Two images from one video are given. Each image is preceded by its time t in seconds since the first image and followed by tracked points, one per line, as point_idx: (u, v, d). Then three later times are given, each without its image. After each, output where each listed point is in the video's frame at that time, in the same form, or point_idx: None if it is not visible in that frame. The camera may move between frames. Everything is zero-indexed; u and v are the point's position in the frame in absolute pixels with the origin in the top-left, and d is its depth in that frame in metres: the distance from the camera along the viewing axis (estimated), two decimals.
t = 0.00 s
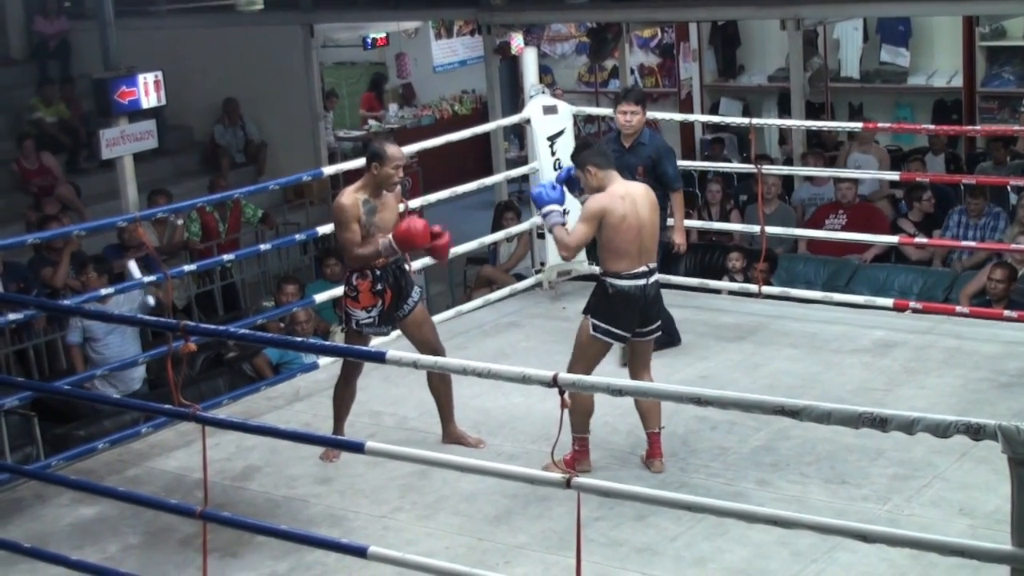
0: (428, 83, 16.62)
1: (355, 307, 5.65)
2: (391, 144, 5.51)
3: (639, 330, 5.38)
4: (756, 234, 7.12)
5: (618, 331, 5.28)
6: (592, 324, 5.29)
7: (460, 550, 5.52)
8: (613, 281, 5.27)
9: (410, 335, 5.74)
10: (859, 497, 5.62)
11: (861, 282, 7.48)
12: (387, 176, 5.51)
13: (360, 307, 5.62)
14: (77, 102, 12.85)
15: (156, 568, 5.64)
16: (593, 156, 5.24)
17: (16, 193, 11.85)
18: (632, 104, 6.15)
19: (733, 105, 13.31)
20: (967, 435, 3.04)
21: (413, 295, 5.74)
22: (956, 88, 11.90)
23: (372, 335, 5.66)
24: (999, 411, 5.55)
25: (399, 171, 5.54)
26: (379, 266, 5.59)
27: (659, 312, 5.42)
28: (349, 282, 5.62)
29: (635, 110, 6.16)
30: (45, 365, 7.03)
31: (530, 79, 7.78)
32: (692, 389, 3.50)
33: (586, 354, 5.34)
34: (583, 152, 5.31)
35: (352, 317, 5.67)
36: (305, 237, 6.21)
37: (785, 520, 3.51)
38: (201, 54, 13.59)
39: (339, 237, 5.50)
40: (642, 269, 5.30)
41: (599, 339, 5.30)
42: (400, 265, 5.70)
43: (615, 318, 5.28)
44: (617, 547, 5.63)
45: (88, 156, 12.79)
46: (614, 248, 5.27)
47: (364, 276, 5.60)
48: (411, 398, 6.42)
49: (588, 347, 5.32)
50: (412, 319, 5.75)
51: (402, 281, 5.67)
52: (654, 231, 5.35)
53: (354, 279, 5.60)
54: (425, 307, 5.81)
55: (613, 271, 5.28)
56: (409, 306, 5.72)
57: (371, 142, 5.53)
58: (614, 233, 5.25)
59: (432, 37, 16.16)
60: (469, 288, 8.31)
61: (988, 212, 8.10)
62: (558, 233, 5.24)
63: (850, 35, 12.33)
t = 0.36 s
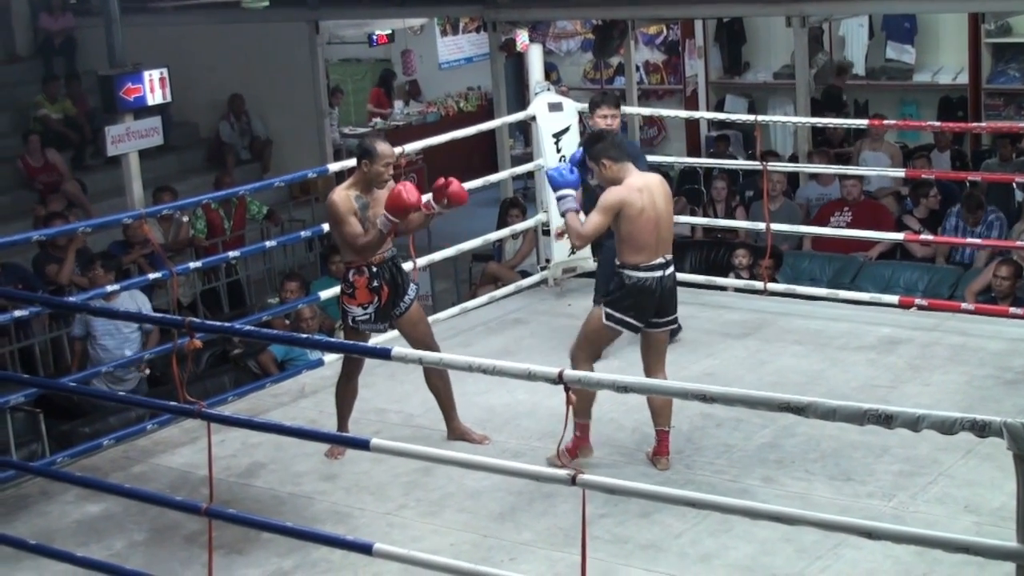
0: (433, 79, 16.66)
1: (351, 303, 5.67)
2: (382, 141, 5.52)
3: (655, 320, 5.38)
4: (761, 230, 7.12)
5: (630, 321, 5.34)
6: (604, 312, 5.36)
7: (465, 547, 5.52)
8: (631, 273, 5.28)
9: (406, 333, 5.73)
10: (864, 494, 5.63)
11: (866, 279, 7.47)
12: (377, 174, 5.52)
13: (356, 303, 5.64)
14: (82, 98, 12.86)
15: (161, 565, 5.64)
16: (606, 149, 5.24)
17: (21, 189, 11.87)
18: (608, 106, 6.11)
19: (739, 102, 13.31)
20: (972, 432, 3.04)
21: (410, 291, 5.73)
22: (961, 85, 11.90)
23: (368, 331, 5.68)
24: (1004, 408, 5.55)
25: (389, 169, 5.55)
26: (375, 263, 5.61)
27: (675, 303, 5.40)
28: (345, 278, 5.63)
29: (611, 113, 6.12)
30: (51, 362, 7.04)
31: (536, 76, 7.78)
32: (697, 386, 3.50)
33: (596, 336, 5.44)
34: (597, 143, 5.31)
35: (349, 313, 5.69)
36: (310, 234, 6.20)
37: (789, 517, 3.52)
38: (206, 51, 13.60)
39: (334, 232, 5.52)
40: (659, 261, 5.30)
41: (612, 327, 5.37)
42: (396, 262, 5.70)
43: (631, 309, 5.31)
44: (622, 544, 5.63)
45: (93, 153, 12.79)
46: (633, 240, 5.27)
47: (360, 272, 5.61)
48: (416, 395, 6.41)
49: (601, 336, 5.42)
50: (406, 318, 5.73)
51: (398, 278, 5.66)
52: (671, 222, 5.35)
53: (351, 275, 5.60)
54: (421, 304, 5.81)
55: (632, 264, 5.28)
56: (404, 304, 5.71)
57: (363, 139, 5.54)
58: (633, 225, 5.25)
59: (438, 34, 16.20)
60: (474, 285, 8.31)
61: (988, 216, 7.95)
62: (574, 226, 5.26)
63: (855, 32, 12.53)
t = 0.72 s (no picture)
0: (438, 77, 16.67)
1: (352, 303, 5.66)
2: (391, 138, 5.53)
3: (654, 317, 5.38)
4: (764, 227, 7.12)
5: (630, 319, 5.31)
6: (604, 311, 5.31)
7: (469, 544, 5.52)
8: (630, 271, 5.26)
9: (409, 331, 5.70)
10: (868, 491, 5.62)
11: (870, 276, 7.47)
12: (385, 170, 5.53)
13: (356, 302, 5.63)
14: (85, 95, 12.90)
15: (164, 562, 5.64)
16: (604, 145, 5.24)
17: (25, 186, 11.88)
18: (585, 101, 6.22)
19: (743, 99, 13.31)
20: (975, 430, 3.04)
21: (414, 291, 5.69)
22: (965, 82, 11.90)
23: (367, 332, 5.65)
24: (1008, 405, 5.54)
25: (398, 166, 5.55)
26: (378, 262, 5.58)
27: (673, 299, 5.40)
28: (347, 277, 5.62)
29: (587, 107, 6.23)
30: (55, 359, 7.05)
31: (540, 73, 7.79)
32: (701, 382, 3.51)
33: (597, 337, 5.39)
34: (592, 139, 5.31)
35: (349, 313, 5.67)
36: (313, 232, 6.19)
37: (793, 514, 3.51)
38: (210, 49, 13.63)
39: (329, 229, 5.58)
40: (656, 258, 5.29)
41: (610, 325, 5.33)
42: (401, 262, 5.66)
43: (628, 306, 5.29)
44: (626, 541, 5.63)
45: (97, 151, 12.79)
46: (629, 237, 5.26)
47: (361, 272, 5.59)
48: (420, 392, 6.41)
49: (599, 334, 5.37)
50: (413, 317, 5.70)
51: (402, 279, 5.62)
52: (667, 220, 5.33)
53: (351, 275, 5.60)
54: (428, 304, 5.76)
55: (628, 261, 5.27)
56: (409, 304, 5.67)
57: (372, 136, 5.55)
58: (629, 223, 5.24)
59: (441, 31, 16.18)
60: (478, 283, 8.30)
61: (987, 223, 7.80)
62: (574, 224, 5.26)
63: (859, 29, 12.50)
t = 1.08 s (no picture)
0: (442, 75, 16.69)
1: (358, 297, 5.67)
2: (387, 134, 5.53)
3: (645, 319, 5.36)
4: (768, 225, 7.11)
5: (621, 321, 5.30)
6: (594, 314, 5.30)
7: (472, 542, 5.52)
8: (618, 274, 5.26)
9: (416, 326, 5.71)
10: (871, 489, 5.62)
11: (873, 274, 7.47)
12: (382, 166, 5.53)
13: (362, 297, 5.63)
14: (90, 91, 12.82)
15: (167, 559, 5.64)
16: (577, 155, 5.21)
17: (30, 184, 11.88)
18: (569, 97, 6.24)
19: (747, 97, 13.31)
20: (979, 428, 3.04)
21: (418, 285, 5.71)
22: (969, 80, 11.90)
23: (373, 325, 5.66)
24: (1012, 403, 5.54)
25: (395, 161, 5.56)
26: (381, 256, 5.59)
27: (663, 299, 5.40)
28: (352, 273, 5.64)
29: (571, 103, 6.23)
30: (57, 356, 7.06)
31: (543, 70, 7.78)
32: (704, 380, 3.51)
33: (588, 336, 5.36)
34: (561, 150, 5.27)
35: (356, 307, 5.68)
36: (317, 230, 6.19)
37: (796, 512, 3.51)
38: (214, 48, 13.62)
39: (341, 227, 5.52)
40: (643, 259, 5.28)
41: (601, 327, 5.32)
42: (403, 257, 5.68)
43: (618, 309, 5.29)
44: (629, 539, 5.63)
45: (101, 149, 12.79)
46: (614, 242, 5.25)
47: (366, 266, 5.61)
48: (423, 390, 6.41)
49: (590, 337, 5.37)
50: (417, 311, 5.72)
51: (405, 273, 5.65)
52: (648, 220, 5.32)
53: (357, 269, 5.61)
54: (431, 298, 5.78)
55: (616, 265, 5.27)
56: (414, 298, 5.70)
57: (369, 131, 5.56)
58: (612, 229, 5.23)
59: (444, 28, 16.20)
60: (481, 280, 8.30)
61: (992, 221, 7.75)
62: (555, 237, 5.26)
63: (863, 27, 12.46)
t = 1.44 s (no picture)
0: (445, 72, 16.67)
1: (355, 299, 5.64)
2: (377, 132, 5.55)
3: (625, 330, 5.37)
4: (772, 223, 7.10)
5: (603, 334, 5.28)
6: (577, 327, 5.27)
7: (476, 540, 5.52)
8: (600, 286, 5.24)
9: (414, 324, 5.71)
10: (876, 488, 5.61)
11: (878, 272, 7.46)
12: (375, 166, 5.54)
13: (358, 298, 5.61)
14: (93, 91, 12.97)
15: (172, 557, 5.65)
16: (557, 171, 5.15)
17: (36, 182, 11.89)
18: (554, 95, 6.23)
19: (751, 95, 13.30)
20: (984, 427, 3.03)
21: (416, 284, 5.70)
22: (974, 78, 11.89)
23: (371, 326, 5.64)
24: (1018, 402, 5.53)
25: (388, 160, 5.56)
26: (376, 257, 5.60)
27: (645, 310, 5.41)
28: (349, 274, 5.62)
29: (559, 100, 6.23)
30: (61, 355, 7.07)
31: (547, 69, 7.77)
32: (709, 379, 3.50)
33: (571, 349, 5.33)
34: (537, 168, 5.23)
35: (352, 310, 5.65)
36: (321, 228, 6.20)
37: (800, 511, 3.50)
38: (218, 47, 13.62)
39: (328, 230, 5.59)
40: (625, 272, 5.28)
41: (584, 341, 5.29)
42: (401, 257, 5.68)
43: (600, 323, 5.27)
44: (634, 537, 5.62)
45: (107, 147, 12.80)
46: (598, 257, 5.22)
47: (361, 267, 5.60)
48: (428, 389, 6.41)
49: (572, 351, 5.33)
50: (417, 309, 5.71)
51: (402, 274, 5.65)
52: (630, 232, 5.31)
53: (352, 270, 5.60)
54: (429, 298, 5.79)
55: (602, 279, 5.25)
56: (411, 297, 5.69)
57: (360, 130, 5.57)
58: (595, 245, 5.21)
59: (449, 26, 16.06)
60: (485, 279, 8.30)
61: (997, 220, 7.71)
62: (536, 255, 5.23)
63: (868, 25, 12.43)
